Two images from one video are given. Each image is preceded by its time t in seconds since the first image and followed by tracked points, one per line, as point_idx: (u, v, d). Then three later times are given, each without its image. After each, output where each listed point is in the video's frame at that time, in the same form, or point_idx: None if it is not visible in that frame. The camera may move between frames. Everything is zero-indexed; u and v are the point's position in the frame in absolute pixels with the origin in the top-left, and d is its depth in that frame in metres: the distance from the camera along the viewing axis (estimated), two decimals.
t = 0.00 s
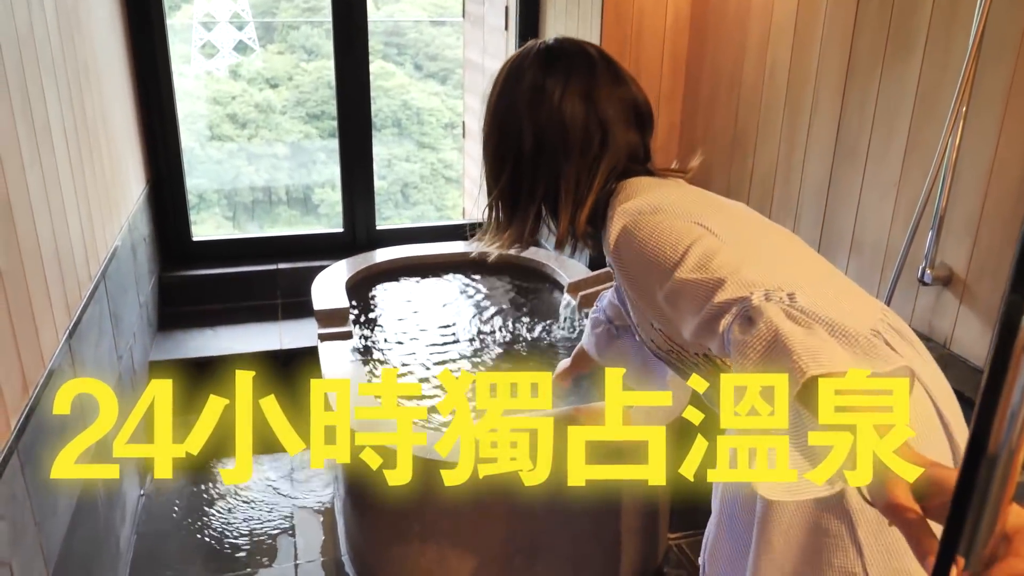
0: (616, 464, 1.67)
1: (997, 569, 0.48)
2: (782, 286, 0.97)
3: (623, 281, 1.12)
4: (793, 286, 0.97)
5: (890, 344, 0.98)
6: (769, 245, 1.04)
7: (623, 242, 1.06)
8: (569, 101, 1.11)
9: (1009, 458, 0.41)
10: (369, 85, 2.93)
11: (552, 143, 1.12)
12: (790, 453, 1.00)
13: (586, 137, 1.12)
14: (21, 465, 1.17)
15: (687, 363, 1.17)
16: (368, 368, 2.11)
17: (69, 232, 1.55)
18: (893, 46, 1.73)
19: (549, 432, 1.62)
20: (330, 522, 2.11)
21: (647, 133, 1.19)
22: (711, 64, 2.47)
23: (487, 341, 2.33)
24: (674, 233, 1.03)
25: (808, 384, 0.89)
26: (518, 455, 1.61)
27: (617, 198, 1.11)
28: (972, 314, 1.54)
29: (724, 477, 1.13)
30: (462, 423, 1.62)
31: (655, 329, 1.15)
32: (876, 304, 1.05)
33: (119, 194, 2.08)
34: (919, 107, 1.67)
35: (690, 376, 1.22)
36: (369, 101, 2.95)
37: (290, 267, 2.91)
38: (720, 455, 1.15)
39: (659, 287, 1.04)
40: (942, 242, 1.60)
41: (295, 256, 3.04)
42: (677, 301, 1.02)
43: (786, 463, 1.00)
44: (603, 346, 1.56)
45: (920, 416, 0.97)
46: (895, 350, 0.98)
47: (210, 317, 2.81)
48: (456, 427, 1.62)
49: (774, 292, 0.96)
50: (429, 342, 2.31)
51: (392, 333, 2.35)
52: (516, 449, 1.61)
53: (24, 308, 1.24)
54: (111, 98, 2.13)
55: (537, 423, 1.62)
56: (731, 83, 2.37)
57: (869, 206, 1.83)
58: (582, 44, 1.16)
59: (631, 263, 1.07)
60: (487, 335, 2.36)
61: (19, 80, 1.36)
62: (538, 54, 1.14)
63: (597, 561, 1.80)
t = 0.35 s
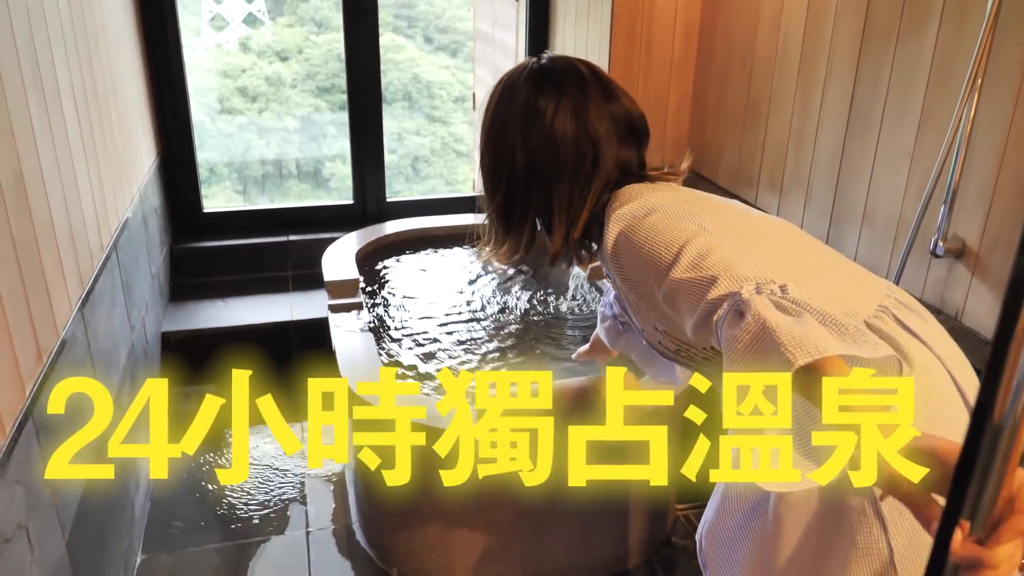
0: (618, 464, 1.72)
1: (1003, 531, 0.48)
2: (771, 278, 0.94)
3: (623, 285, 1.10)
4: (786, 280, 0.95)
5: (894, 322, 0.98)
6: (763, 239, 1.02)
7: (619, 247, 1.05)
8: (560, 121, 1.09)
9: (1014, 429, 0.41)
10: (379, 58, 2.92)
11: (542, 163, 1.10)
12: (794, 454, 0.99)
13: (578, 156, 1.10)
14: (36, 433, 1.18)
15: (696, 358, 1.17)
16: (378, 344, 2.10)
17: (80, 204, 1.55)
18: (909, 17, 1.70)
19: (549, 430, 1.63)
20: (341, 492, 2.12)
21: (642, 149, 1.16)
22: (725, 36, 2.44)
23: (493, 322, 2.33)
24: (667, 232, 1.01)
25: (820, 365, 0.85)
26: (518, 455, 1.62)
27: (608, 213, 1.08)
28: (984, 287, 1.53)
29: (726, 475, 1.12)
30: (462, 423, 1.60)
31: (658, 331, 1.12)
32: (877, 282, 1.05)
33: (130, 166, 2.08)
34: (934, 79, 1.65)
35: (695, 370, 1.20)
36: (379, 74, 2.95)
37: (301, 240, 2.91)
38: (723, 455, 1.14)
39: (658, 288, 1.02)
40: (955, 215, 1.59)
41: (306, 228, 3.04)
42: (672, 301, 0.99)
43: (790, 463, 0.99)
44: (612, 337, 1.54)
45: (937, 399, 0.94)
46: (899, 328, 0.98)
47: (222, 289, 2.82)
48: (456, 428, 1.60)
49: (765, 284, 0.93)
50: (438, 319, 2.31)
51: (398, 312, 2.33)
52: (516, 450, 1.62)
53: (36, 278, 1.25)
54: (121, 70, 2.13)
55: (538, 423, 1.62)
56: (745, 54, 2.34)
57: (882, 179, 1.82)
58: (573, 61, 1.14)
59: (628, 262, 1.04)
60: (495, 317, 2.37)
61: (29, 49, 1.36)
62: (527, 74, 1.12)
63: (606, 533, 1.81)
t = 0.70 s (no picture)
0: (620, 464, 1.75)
1: (1005, 503, 0.48)
2: (775, 264, 0.93)
3: (631, 276, 1.09)
4: (794, 265, 0.95)
5: (904, 300, 0.98)
6: (769, 224, 1.01)
7: (629, 237, 1.05)
8: (563, 120, 1.08)
9: (1015, 405, 0.41)
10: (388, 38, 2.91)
11: (545, 162, 1.10)
12: (798, 453, 1.02)
13: (581, 153, 1.09)
14: (48, 407, 1.19)
15: (707, 343, 1.17)
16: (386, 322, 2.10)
17: (90, 183, 1.56)
18: None
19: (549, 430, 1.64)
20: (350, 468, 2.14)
21: (646, 143, 1.16)
22: (737, 14, 2.42)
23: (500, 304, 2.33)
24: (673, 221, 1.00)
25: (820, 346, 0.82)
26: (518, 455, 1.64)
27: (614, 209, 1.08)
28: (994, 266, 1.52)
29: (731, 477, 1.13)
30: (462, 423, 1.61)
31: (669, 318, 1.12)
32: (885, 260, 1.04)
33: (139, 144, 2.09)
34: (947, 57, 1.63)
35: (709, 352, 1.20)
36: (388, 53, 2.94)
37: (310, 219, 2.91)
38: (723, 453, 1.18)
39: (664, 278, 1.01)
40: (966, 193, 1.58)
41: (316, 206, 3.05)
42: (680, 290, 0.99)
43: (794, 462, 1.01)
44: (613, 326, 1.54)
45: (945, 370, 0.94)
46: (910, 306, 0.98)
47: (231, 267, 2.82)
48: (457, 427, 1.62)
49: (770, 271, 0.92)
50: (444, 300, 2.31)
51: (405, 292, 2.34)
52: (516, 450, 1.63)
53: (47, 255, 1.26)
54: (129, 48, 2.13)
55: (538, 423, 1.63)
56: (756, 32, 2.32)
57: (892, 158, 1.81)
58: (573, 58, 1.13)
59: (635, 251, 1.04)
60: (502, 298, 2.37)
61: (37, 27, 1.36)
62: (527, 73, 1.11)
63: (613, 509, 1.81)
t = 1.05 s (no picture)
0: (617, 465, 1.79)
1: (989, 486, 0.48)
2: (761, 258, 0.94)
3: (621, 271, 1.09)
4: (782, 258, 0.95)
5: (890, 288, 0.99)
6: (757, 217, 1.02)
7: (618, 232, 1.05)
8: (555, 118, 1.09)
9: (998, 389, 0.42)
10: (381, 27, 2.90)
11: (537, 159, 1.10)
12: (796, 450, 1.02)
13: (573, 151, 1.09)
14: (39, 394, 1.19)
15: (697, 335, 1.17)
16: (377, 310, 2.09)
17: (81, 172, 1.56)
18: None
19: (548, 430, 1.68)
20: (342, 455, 2.14)
21: (635, 142, 1.16)
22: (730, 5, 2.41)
23: (492, 294, 2.34)
24: (662, 216, 1.01)
25: (803, 335, 0.82)
26: (518, 455, 1.67)
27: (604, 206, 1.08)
28: (982, 256, 1.53)
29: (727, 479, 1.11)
30: (462, 424, 1.63)
31: (660, 312, 1.13)
32: (872, 250, 1.05)
33: (130, 132, 2.08)
34: (938, 47, 1.63)
35: (697, 344, 1.20)
36: (381, 43, 2.93)
37: (302, 208, 2.91)
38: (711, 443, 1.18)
39: (653, 272, 1.01)
40: (956, 183, 1.58)
41: (308, 196, 3.04)
42: (669, 284, 0.99)
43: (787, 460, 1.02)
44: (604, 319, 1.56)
45: (935, 355, 0.94)
46: (897, 294, 0.99)
47: (224, 256, 2.82)
48: (456, 428, 1.64)
49: (755, 264, 0.92)
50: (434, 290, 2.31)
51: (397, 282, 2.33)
52: (516, 450, 1.67)
53: (38, 243, 1.26)
54: (121, 36, 2.11)
55: (538, 423, 1.67)
56: (749, 22, 2.32)
57: (883, 148, 1.81)
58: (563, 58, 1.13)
59: (625, 246, 1.04)
60: (494, 288, 2.37)
61: (27, 12, 1.35)
62: (518, 72, 1.11)
63: (605, 496, 1.81)
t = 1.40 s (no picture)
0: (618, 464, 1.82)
1: (996, 479, 0.48)
2: (767, 249, 0.94)
3: (625, 263, 1.09)
4: (787, 251, 0.95)
5: (895, 280, 0.99)
6: (763, 211, 1.02)
7: (624, 225, 1.05)
8: (566, 112, 1.09)
9: (1006, 386, 0.42)
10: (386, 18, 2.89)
11: (546, 152, 1.09)
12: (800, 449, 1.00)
13: (582, 146, 1.09)
14: (46, 379, 1.20)
15: (702, 329, 1.17)
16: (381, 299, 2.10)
17: (87, 158, 1.56)
18: None
19: (548, 429, 1.70)
20: (345, 443, 2.14)
21: (640, 136, 1.16)
22: None
23: (496, 284, 2.34)
24: (668, 209, 1.01)
25: (810, 327, 0.82)
26: (518, 455, 1.70)
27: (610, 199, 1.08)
28: (988, 251, 1.53)
29: (728, 476, 1.10)
30: (462, 424, 1.66)
31: (665, 305, 1.12)
32: (875, 242, 1.05)
33: (136, 119, 2.08)
34: (946, 42, 1.63)
35: (702, 338, 1.20)
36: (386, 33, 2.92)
37: (306, 197, 2.91)
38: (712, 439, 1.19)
39: (659, 266, 1.02)
40: (962, 179, 1.58)
41: (312, 185, 3.04)
42: (675, 278, 0.99)
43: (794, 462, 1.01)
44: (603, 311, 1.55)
45: (937, 352, 0.94)
46: (901, 286, 0.99)
47: (227, 245, 2.82)
48: (454, 427, 1.67)
49: (762, 256, 0.92)
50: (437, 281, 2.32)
51: (401, 272, 2.34)
52: (516, 450, 1.70)
53: (45, 229, 1.26)
54: (127, 23, 2.11)
55: (538, 423, 1.69)
56: (756, 15, 2.31)
57: (890, 143, 1.81)
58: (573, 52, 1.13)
59: (630, 241, 1.05)
60: (495, 278, 2.37)
61: None
62: (529, 65, 1.11)
63: (607, 487, 1.82)
